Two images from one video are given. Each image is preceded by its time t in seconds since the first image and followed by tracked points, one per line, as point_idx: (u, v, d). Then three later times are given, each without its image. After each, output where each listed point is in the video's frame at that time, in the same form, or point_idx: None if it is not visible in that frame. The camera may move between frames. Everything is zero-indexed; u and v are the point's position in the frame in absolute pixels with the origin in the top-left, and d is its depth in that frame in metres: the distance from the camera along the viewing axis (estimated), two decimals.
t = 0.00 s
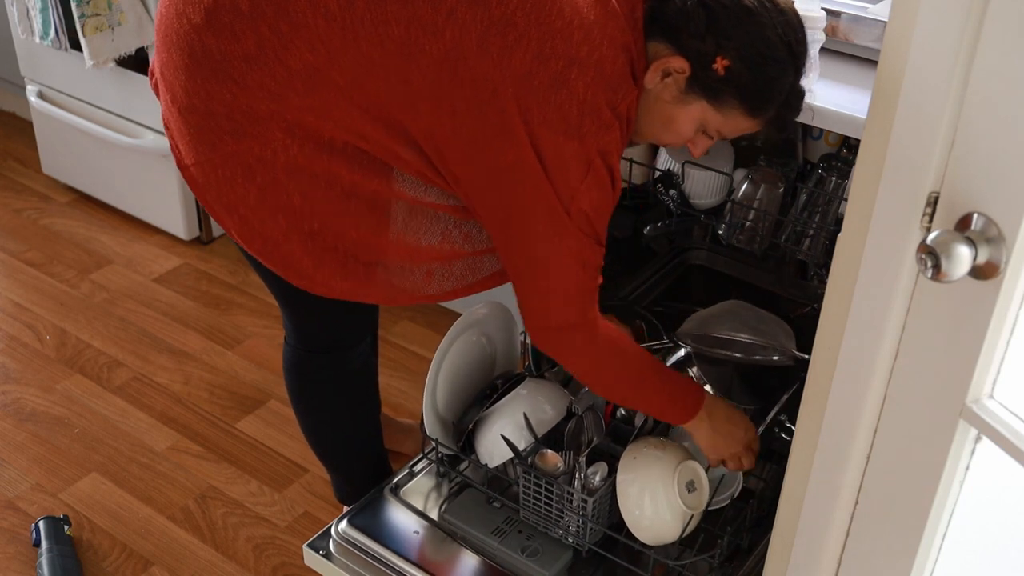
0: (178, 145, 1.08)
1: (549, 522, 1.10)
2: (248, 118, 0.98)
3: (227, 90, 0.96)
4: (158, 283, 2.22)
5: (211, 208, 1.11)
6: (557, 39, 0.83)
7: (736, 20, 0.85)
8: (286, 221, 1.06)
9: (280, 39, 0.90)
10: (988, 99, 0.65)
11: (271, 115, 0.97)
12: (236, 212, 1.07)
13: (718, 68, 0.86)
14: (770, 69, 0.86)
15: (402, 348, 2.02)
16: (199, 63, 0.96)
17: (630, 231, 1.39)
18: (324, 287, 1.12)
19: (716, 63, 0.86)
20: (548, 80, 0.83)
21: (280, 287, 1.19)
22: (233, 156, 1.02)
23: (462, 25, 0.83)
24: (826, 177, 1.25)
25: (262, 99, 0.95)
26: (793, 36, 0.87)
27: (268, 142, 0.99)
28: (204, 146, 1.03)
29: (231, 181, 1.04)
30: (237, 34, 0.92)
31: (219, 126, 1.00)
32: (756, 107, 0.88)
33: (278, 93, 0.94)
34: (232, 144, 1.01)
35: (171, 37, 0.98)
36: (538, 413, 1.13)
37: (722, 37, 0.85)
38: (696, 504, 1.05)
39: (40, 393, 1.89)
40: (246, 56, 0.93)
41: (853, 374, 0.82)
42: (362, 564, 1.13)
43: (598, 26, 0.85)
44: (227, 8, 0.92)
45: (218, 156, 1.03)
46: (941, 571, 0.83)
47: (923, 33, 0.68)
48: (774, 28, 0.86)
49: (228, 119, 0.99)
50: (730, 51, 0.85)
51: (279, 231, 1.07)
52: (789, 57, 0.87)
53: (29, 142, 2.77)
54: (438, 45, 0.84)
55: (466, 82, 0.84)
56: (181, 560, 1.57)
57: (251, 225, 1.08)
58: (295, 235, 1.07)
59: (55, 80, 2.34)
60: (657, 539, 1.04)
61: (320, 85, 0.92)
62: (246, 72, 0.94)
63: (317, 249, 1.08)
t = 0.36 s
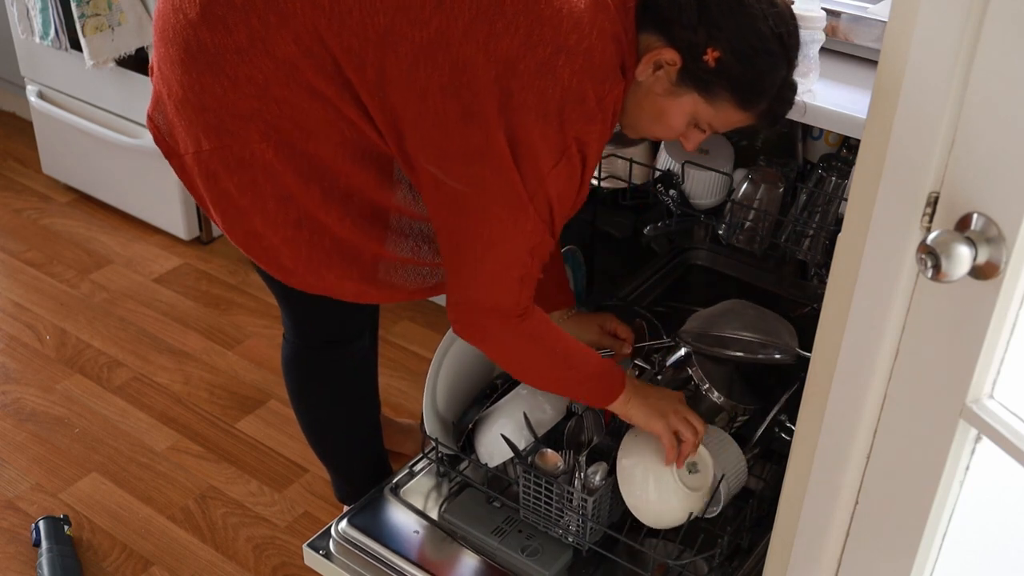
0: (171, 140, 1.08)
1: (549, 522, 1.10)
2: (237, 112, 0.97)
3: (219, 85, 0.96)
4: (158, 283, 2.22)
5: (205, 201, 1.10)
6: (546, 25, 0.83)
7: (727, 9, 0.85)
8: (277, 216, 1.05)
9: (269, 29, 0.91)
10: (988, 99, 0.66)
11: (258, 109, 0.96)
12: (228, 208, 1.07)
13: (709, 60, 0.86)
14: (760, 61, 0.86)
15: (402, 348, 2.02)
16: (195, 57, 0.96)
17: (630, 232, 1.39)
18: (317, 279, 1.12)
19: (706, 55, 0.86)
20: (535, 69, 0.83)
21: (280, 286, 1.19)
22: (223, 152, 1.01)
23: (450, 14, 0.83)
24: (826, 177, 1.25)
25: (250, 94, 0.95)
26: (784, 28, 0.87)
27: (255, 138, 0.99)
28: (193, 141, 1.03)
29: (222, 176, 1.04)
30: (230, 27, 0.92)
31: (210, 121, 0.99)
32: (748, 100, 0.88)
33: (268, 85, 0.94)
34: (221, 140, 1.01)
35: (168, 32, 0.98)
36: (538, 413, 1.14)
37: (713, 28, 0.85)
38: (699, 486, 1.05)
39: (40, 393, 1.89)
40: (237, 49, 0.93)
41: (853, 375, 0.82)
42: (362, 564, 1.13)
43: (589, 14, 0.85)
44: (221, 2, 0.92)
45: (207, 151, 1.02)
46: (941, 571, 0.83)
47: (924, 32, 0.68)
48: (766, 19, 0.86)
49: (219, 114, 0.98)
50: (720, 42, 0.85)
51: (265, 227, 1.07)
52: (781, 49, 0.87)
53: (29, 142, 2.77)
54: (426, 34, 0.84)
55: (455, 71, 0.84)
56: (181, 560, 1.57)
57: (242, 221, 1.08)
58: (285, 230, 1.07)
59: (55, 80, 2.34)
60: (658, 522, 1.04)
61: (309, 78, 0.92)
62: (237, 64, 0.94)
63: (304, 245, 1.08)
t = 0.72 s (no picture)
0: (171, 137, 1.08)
1: (549, 521, 1.10)
2: (232, 108, 0.97)
3: (216, 81, 0.96)
4: (158, 283, 2.22)
5: (205, 198, 1.11)
6: (537, 17, 0.83)
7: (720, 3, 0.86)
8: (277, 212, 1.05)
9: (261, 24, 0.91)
10: (987, 99, 0.66)
11: (252, 105, 0.96)
12: (228, 205, 1.07)
13: (701, 54, 0.86)
14: (754, 57, 0.87)
15: (402, 348, 2.02)
16: (191, 53, 0.96)
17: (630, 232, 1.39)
18: (320, 274, 1.12)
19: (699, 49, 0.86)
20: (523, 60, 0.83)
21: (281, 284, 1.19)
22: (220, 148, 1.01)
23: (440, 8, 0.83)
24: (826, 177, 1.25)
25: (245, 91, 0.96)
26: (778, 23, 0.87)
27: (249, 134, 0.99)
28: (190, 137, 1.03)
29: (220, 173, 1.04)
30: (226, 24, 0.93)
31: (207, 118, 0.99)
32: (741, 94, 0.88)
33: (262, 81, 0.94)
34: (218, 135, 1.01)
35: (165, 30, 0.99)
36: (540, 412, 1.13)
37: (706, 23, 0.86)
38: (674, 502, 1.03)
39: (40, 393, 1.89)
40: (232, 45, 0.93)
41: (853, 375, 0.82)
42: (362, 563, 1.13)
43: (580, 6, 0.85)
44: None
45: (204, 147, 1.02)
46: (941, 571, 0.83)
47: (923, 32, 0.68)
48: (760, 14, 0.86)
49: (215, 111, 0.98)
50: (713, 37, 0.86)
51: (264, 222, 1.07)
52: (775, 43, 0.87)
53: (29, 142, 2.77)
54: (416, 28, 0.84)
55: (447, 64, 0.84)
56: (181, 560, 1.57)
57: (241, 217, 1.08)
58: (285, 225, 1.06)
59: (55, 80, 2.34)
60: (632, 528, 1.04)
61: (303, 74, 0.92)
62: (232, 60, 0.94)
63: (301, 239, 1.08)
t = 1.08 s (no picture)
0: (176, 142, 1.08)
1: (549, 521, 1.10)
2: (247, 109, 0.97)
3: (223, 84, 0.96)
4: (158, 283, 2.22)
5: (212, 206, 1.09)
6: (551, 23, 0.85)
7: (724, 12, 0.85)
8: (286, 212, 1.05)
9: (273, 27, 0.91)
10: (987, 99, 0.66)
11: (268, 106, 0.96)
12: (241, 207, 1.06)
13: (706, 63, 0.87)
14: (758, 64, 0.87)
15: (401, 348, 2.02)
16: (195, 56, 0.96)
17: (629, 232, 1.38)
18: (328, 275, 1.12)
19: (705, 58, 0.87)
20: (546, 59, 0.85)
21: (281, 284, 1.19)
22: (230, 149, 1.01)
23: (456, 12, 0.86)
24: (826, 177, 1.25)
25: (259, 93, 0.95)
26: (782, 32, 0.88)
27: (266, 134, 0.99)
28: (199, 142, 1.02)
29: (232, 175, 1.03)
30: (233, 28, 0.93)
31: (215, 119, 0.99)
32: (739, 93, 0.88)
33: (277, 84, 0.94)
34: (228, 138, 1.00)
35: (166, 32, 0.99)
36: (540, 412, 1.13)
37: (711, 32, 0.86)
38: (676, 501, 1.04)
39: (40, 393, 1.89)
40: (243, 50, 0.93)
41: (853, 374, 0.82)
42: (362, 563, 1.13)
43: (591, 10, 0.87)
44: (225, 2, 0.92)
45: (213, 150, 1.02)
46: (941, 571, 0.83)
47: (923, 32, 0.68)
48: (763, 24, 0.86)
49: (224, 112, 0.98)
50: (718, 45, 0.86)
51: (281, 223, 1.07)
52: (778, 52, 0.88)
53: (29, 142, 2.77)
54: (434, 33, 0.86)
55: (468, 66, 0.86)
56: (181, 560, 1.57)
57: (255, 220, 1.07)
58: (295, 224, 1.06)
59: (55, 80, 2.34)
60: (635, 528, 1.04)
61: (318, 74, 0.92)
62: (242, 64, 0.94)
63: (322, 240, 1.08)
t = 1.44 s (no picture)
0: (183, 140, 1.08)
1: (549, 521, 1.10)
2: (259, 110, 0.97)
3: (234, 85, 0.96)
4: (158, 283, 2.22)
5: (219, 204, 1.09)
6: (565, 30, 0.85)
7: (733, 23, 0.88)
8: (294, 212, 1.05)
9: (285, 31, 0.91)
10: (988, 99, 0.66)
11: (280, 109, 0.96)
12: (250, 206, 1.06)
13: (715, 76, 0.89)
14: (766, 78, 0.89)
15: (401, 348, 2.02)
16: (204, 56, 0.96)
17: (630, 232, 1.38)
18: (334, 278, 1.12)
19: (713, 71, 0.89)
20: (560, 66, 0.85)
21: (282, 284, 1.19)
22: (240, 148, 1.02)
23: (469, 17, 0.85)
24: (826, 177, 1.25)
25: (271, 95, 0.95)
26: (789, 46, 0.90)
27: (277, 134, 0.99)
28: (211, 140, 1.02)
29: (241, 173, 1.03)
30: (244, 29, 0.92)
31: (225, 119, 1.00)
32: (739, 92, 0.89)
33: (290, 87, 0.94)
34: (239, 137, 1.01)
35: (175, 30, 0.98)
36: (539, 412, 1.13)
37: (720, 44, 0.88)
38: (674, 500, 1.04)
39: (40, 393, 1.89)
40: (255, 51, 0.93)
41: (853, 374, 0.82)
42: (362, 563, 1.13)
43: (603, 17, 0.87)
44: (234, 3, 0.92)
45: (223, 148, 1.02)
46: (941, 571, 0.83)
47: (924, 32, 0.68)
48: (772, 38, 0.89)
49: (234, 112, 0.99)
50: (727, 58, 0.88)
51: (288, 223, 1.07)
52: (786, 66, 0.90)
53: (29, 142, 2.77)
54: (447, 37, 0.86)
55: (482, 71, 0.86)
56: (181, 560, 1.57)
57: (263, 219, 1.07)
58: (303, 225, 1.06)
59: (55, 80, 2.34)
60: (635, 527, 1.04)
61: (330, 78, 0.92)
62: (254, 65, 0.94)
63: (329, 242, 1.08)
